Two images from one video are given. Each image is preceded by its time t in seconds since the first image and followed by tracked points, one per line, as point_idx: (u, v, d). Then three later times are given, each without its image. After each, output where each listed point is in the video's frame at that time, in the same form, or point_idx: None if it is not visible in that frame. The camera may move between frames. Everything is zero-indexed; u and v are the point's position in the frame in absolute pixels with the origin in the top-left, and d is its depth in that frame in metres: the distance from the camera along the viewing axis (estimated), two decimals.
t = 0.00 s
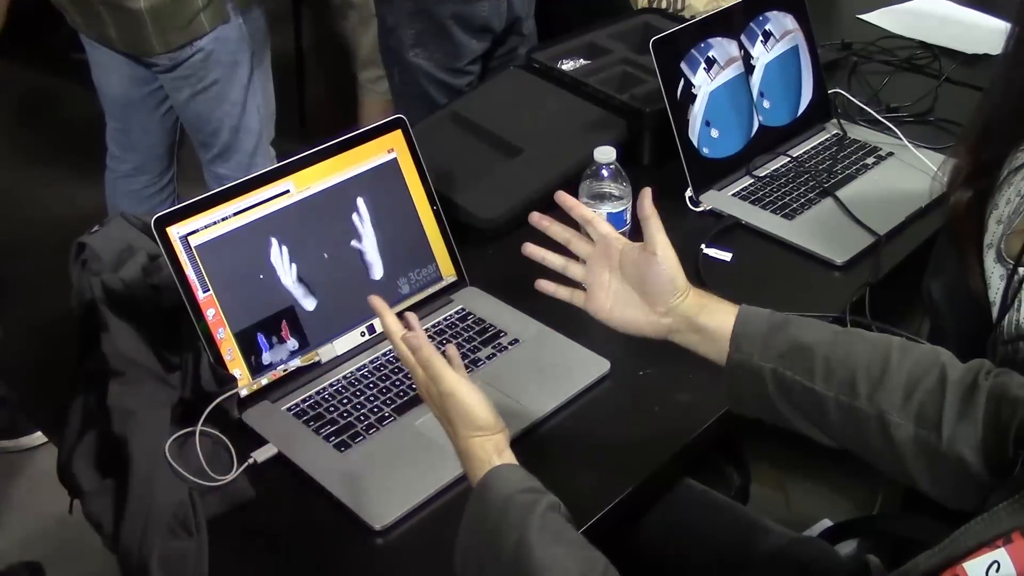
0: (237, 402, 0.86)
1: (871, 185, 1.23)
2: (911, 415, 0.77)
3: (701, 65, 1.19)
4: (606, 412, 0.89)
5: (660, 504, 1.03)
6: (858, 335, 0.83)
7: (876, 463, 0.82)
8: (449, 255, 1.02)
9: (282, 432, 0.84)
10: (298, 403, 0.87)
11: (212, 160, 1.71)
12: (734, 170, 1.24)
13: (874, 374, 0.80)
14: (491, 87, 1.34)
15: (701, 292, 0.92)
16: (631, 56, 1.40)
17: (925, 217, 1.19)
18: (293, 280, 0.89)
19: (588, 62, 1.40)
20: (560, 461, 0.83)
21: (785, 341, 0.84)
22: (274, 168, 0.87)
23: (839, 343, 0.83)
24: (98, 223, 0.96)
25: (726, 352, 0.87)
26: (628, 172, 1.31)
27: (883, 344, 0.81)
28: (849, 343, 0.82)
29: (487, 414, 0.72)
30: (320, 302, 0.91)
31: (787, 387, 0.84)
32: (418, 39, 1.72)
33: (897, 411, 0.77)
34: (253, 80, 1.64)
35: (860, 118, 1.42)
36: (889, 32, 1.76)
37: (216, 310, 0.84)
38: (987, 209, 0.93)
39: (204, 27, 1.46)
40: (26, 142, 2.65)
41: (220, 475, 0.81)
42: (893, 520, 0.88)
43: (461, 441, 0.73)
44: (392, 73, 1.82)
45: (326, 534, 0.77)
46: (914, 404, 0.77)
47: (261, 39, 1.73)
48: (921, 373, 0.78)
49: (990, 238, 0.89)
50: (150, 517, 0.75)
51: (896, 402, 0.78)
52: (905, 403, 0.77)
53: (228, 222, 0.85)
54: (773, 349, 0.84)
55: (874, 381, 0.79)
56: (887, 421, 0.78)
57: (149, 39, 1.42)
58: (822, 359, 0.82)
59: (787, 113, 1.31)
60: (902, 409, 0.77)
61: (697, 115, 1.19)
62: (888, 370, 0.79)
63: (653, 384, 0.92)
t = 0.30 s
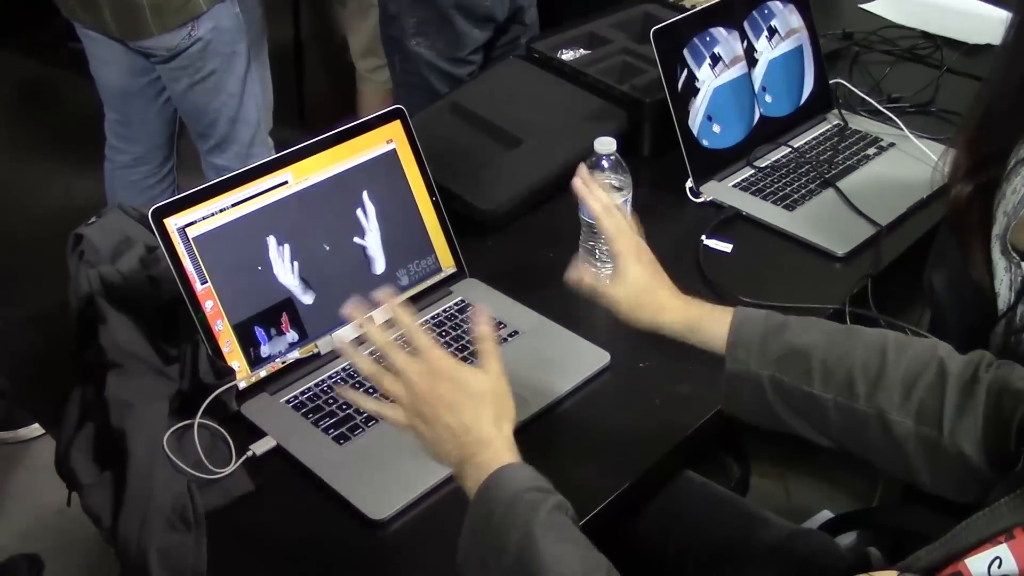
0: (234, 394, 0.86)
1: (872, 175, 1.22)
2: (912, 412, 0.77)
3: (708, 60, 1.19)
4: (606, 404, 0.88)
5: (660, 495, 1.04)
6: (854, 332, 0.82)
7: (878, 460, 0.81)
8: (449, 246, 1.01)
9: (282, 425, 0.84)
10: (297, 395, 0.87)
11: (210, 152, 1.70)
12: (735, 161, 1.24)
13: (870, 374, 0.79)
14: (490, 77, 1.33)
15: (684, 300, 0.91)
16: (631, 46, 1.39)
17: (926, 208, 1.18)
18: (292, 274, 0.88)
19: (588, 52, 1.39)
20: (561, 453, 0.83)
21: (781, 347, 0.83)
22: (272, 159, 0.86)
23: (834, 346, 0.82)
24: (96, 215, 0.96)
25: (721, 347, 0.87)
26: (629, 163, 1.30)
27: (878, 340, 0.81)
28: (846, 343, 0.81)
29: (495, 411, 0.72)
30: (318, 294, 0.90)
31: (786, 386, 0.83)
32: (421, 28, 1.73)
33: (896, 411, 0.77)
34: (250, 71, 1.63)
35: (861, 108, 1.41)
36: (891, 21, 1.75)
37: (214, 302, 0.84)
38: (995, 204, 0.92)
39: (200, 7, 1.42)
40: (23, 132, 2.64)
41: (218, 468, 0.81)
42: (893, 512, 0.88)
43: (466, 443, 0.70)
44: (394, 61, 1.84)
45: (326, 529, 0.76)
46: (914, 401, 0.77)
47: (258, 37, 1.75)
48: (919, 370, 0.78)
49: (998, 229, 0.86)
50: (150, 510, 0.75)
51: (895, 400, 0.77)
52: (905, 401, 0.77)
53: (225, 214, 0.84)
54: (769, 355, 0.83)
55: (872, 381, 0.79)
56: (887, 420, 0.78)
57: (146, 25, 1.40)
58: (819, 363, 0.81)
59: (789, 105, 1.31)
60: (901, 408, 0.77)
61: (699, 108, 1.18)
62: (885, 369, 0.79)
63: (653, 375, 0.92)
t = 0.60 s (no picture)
0: (234, 384, 0.86)
1: (873, 163, 1.22)
2: (911, 399, 0.76)
3: (710, 53, 1.19)
4: (605, 394, 0.88)
5: (660, 485, 1.03)
6: (851, 322, 0.82)
7: (878, 448, 0.81)
8: (448, 236, 1.01)
9: (280, 416, 0.84)
10: (296, 385, 0.87)
11: (206, 143, 1.69)
12: (735, 149, 1.23)
13: (868, 363, 0.79)
14: (489, 66, 1.33)
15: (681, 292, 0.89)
16: (631, 34, 1.38)
17: (927, 195, 1.17)
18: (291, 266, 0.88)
19: (587, 41, 1.38)
20: (561, 443, 0.82)
21: (777, 339, 0.83)
22: (269, 149, 0.86)
23: (832, 337, 0.82)
24: (92, 206, 0.95)
25: (719, 343, 0.87)
26: (628, 151, 1.30)
27: (874, 329, 0.81)
28: (843, 334, 0.81)
29: (501, 425, 0.71)
30: (316, 284, 0.90)
31: (786, 377, 0.83)
32: (424, 16, 1.71)
33: (895, 398, 0.77)
34: (245, 62, 1.62)
35: (862, 96, 1.40)
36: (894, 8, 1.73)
37: (212, 292, 0.83)
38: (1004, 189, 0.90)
39: None
40: (21, 124, 2.63)
41: (217, 458, 0.81)
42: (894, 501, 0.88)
43: (469, 446, 0.69)
44: (396, 50, 1.81)
45: (326, 519, 0.76)
46: (913, 387, 0.76)
47: (254, 31, 1.74)
48: (916, 356, 0.77)
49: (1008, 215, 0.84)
50: (148, 501, 0.75)
51: (893, 388, 0.77)
52: (903, 387, 0.77)
53: (223, 204, 0.83)
54: (765, 350, 0.83)
55: (869, 370, 0.79)
56: (886, 407, 0.78)
57: (139, 15, 1.37)
58: (816, 354, 0.82)
59: (786, 95, 1.29)
60: (900, 396, 0.77)
61: (696, 96, 1.17)
62: (881, 356, 0.79)
63: (653, 364, 0.92)
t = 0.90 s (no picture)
0: (232, 373, 0.86)
1: (874, 153, 1.21)
2: (906, 385, 0.77)
3: (710, 40, 1.18)
4: (603, 383, 0.88)
5: (658, 475, 1.03)
6: (849, 309, 0.82)
7: (876, 436, 0.81)
8: (446, 226, 1.01)
9: (277, 405, 0.84)
10: (294, 373, 0.87)
11: (206, 133, 1.69)
12: (735, 140, 1.23)
13: (865, 348, 0.79)
14: (489, 56, 1.32)
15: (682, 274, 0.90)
16: (631, 24, 1.38)
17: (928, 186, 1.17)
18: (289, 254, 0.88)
19: (587, 31, 1.38)
20: (559, 433, 0.83)
21: (776, 322, 0.84)
22: (267, 137, 0.86)
23: (829, 321, 0.82)
24: (91, 194, 0.95)
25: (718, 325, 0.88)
26: (627, 142, 1.29)
27: (872, 316, 0.81)
28: (839, 319, 0.81)
29: (491, 422, 0.69)
30: (314, 273, 0.90)
31: (784, 358, 0.83)
32: (425, 5, 1.72)
33: (891, 385, 0.77)
34: (245, 52, 1.62)
35: (862, 86, 1.40)
36: None
37: (210, 281, 0.83)
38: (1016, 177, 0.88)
39: None
40: (22, 114, 2.63)
41: (214, 447, 0.81)
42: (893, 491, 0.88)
43: (457, 444, 0.67)
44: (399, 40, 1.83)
45: (323, 508, 0.76)
46: (909, 374, 0.77)
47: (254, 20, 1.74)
48: (913, 343, 0.78)
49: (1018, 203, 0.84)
50: (146, 489, 0.75)
51: (890, 374, 0.78)
52: (899, 374, 0.77)
53: (221, 192, 0.83)
54: (763, 331, 0.84)
55: (866, 355, 0.79)
56: (883, 394, 0.78)
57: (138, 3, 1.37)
58: (813, 337, 0.82)
59: (787, 85, 1.29)
60: (896, 382, 0.77)
61: (696, 85, 1.17)
62: (879, 343, 0.79)
63: (651, 354, 0.92)
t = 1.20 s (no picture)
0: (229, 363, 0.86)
1: (871, 144, 1.21)
2: (901, 373, 0.77)
3: (713, 38, 1.19)
4: (599, 373, 0.89)
5: (653, 465, 1.04)
6: (848, 295, 0.83)
7: (870, 424, 0.82)
8: (444, 217, 1.01)
9: (275, 394, 0.84)
10: (293, 363, 0.88)
11: (207, 126, 1.69)
12: (733, 130, 1.23)
13: (862, 335, 0.80)
14: (488, 47, 1.32)
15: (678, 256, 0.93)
16: (629, 15, 1.38)
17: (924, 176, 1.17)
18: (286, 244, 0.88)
19: (585, 22, 1.37)
20: (555, 422, 0.83)
21: (775, 303, 0.84)
22: (264, 128, 0.86)
23: (827, 307, 0.82)
24: (90, 185, 0.95)
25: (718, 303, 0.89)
26: (626, 133, 1.29)
27: (872, 306, 0.81)
28: (837, 305, 0.82)
29: (484, 416, 0.69)
30: (312, 264, 0.90)
31: (782, 339, 0.84)
32: None
33: (885, 372, 0.78)
34: (246, 44, 1.62)
35: (860, 77, 1.40)
36: None
37: (208, 272, 0.84)
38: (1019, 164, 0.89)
39: None
40: (22, 106, 2.63)
41: (212, 437, 0.82)
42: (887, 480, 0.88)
43: (451, 436, 0.67)
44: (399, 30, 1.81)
45: (320, 496, 0.77)
46: (904, 363, 0.77)
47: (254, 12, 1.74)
48: (909, 334, 0.78)
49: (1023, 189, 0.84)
50: (145, 478, 0.76)
51: (885, 361, 0.78)
52: (894, 363, 0.78)
53: (219, 183, 0.84)
54: (763, 311, 0.84)
55: (862, 343, 0.80)
56: (877, 381, 0.78)
57: None
58: (812, 320, 0.82)
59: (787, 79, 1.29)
60: (891, 369, 0.78)
61: (697, 80, 1.17)
62: (876, 332, 0.79)
63: (647, 344, 0.92)
